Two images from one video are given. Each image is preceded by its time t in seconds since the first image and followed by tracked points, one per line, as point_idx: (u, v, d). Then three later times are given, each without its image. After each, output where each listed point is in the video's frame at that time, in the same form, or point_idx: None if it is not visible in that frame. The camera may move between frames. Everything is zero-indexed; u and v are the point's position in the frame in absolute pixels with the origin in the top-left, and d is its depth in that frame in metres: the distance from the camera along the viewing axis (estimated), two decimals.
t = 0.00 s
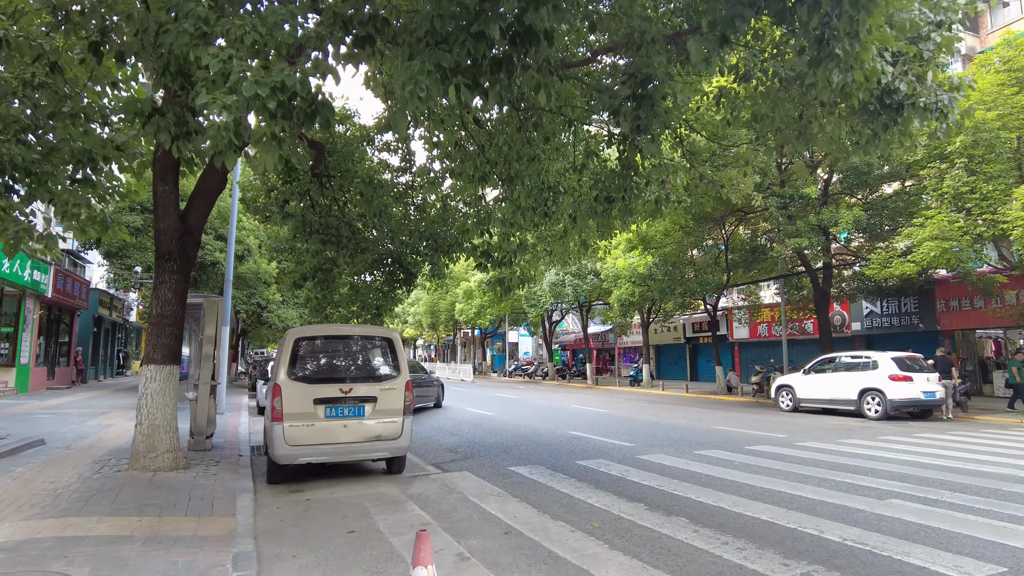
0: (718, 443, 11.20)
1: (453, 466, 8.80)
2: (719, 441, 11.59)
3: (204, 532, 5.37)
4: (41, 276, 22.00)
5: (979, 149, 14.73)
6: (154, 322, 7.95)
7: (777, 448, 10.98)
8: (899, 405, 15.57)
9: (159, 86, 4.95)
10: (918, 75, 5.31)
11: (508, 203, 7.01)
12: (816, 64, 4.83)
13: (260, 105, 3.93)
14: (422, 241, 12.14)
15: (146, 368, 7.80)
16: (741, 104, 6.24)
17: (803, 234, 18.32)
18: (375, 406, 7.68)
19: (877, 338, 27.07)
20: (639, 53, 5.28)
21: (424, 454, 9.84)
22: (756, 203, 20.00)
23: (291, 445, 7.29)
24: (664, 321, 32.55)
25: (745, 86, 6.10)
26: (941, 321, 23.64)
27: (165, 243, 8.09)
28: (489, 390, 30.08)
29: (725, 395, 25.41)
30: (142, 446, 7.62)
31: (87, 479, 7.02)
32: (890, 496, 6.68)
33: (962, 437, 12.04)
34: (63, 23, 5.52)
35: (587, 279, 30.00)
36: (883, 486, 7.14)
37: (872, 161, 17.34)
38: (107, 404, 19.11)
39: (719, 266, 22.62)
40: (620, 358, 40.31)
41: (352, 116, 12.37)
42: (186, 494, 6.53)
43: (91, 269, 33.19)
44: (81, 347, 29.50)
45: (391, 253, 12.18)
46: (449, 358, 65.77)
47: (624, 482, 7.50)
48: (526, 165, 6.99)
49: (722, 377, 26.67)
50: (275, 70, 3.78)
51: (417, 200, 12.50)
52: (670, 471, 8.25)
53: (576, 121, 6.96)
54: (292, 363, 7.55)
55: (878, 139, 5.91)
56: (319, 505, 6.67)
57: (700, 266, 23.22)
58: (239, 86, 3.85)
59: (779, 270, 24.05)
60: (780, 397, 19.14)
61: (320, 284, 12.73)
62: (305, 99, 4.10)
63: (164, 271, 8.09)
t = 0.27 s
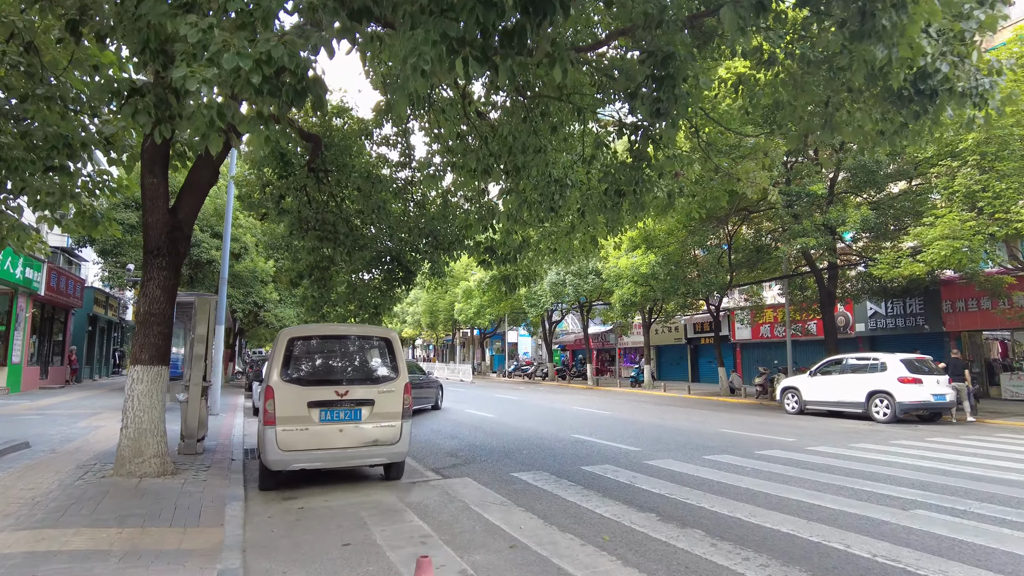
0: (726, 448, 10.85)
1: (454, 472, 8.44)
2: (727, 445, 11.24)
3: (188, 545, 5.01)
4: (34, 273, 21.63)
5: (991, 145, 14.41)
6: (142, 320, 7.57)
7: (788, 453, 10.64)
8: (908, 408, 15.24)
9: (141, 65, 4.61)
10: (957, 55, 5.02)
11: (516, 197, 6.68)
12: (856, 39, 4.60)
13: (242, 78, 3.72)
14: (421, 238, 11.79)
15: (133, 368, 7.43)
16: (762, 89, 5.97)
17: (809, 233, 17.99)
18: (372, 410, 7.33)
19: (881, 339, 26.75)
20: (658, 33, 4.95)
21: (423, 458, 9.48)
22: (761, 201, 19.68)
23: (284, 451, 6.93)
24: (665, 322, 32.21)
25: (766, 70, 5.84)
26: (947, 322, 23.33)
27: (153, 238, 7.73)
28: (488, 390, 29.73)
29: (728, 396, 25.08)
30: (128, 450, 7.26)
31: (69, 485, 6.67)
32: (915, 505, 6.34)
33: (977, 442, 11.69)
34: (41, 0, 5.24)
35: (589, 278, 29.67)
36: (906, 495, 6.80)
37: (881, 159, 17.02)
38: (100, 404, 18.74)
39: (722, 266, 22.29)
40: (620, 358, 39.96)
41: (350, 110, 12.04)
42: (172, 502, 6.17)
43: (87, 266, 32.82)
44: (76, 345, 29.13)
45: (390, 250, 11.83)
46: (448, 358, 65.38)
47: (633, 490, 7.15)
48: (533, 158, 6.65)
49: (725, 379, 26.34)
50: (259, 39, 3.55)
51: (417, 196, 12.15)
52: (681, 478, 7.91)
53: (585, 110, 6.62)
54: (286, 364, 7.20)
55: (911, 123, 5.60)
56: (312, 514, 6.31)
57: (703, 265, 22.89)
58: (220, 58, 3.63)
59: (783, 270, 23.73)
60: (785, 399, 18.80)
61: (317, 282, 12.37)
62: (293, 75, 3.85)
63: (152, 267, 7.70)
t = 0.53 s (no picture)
0: (737, 449, 10.51)
1: (457, 474, 8.10)
2: (738, 446, 10.91)
3: (176, 553, 4.68)
4: (29, 270, 21.31)
5: (1007, 140, 14.09)
6: (131, 314, 7.23)
7: (801, 454, 10.31)
8: (920, 409, 14.92)
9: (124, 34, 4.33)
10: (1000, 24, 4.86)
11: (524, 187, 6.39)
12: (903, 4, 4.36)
13: (227, 40, 3.53)
14: (423, 233, 11.45)
15: (122, 365, 7.09)
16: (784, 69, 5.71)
17: (817, 230, 17.68)
18: (372, 409, 7.00)
19: (887, 339, 26.43)
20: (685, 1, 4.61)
21: (425, 460, 9.15)
22: (768, 198, 19.37)
23: (279, 452, 6.59)
24: (667, 321, 31.90)
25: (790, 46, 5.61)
26: (954, 322, 23.02)
27: (144, 229, 7.40)
28: (489, 390, 29.41)
29: (732, 397, 24.76)
30: (115, 451, 6.92)
31: (52, 487, 6.34)
32: (946, 512, 5.99)
33: (993, 443, 11.37)
34: None
35: (591, 277, 29.38)
36: (933, 501, 6.47)
37: (891, 155, 16.71)
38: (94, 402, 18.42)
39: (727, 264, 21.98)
40: (622, 359, 39.64)
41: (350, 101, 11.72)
42: (160, 506, 5.85)
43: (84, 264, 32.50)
44: (72, 344, 28.81)
45: (391, 246, 11.51)
46: (448, 358, 65.04)
47: (646, 495, 6.83)
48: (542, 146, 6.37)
49: (729, 379, 26.03)
50: None
51: (418, 189, 11.84)
52: (694, 482, 7.58)
53: (598, 92, 6.32)
54: (281, 361, 6.87)
55: (942, 93, 5.35)
56: (309, 519, 5.99)
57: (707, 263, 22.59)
58: (202, 16, 3.41)
59: (789, 269, 23.43)
60: (792, 399, 18.48)
61: (315, 278, 12.05)
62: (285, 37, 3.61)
63: (142, 259, 7.36)
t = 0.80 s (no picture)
0: (751, 455, 10.13)
1: (463, 483, 7.74)
2: (752, 451, 10.53)
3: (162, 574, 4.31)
4: (24, 269, 20.94)
5: None
6: (121, 315, 6.84)
7: (818, 460, 9.94)
8: (935, 412, 14.55)
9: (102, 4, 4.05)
10: None
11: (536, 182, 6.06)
12: None
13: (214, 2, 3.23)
14: (426, 230, 11.09)
15: (110, 368, 6.72)
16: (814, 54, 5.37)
17: (828, 229, 17.33)
18: (375, 415, 6.63)
19: (894, 340, 26.07)
20: None
21: (429, 467, 8.78)
22: (776, 196, 19.03)
23: (276, 461, 6.23)
24: (672, 322, 31.54)
25: (822, 29, 5.28)
26: (964, 323, 22.66)
27: (135, 225, 7.04)
28: (491, 391, 29.05)
29: (738, 399, 24.39)
30: (103, 459, 6.55)
31: (36, 497, 5.99)
32: (987, 527, 5.62)
33: (1015, 448, 10.99)
34: None
35: (594, 276, 29.01)
36: (970, 513, 6.10)
37: (904, 152, 16.36)
38: (89, 404, 18.04)
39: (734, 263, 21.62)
40: (625, 360, 39.27)
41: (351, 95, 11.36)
42: (150, 519, 5.49)
43: (82, 263, 32.19)
44: (69, 344, 28.49)
45: (393, 244, 11.14)
46: (449, 358, 64.65)
47: (664, 507, 6.46)
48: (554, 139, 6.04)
49: (735, 380, 25.66)
50: None
51: (422, 185, 11.48)
52: (712, 491, 7.22)
53: (615, 79, 5.97)
54: (279, 364, 6.51)
55: (993, 78, 5.12)
56: (308, 532, 5.63)
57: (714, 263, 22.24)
58: None
59: (796, 269, 23.07)
60: (802, 402, 18.12)
61: (315, 277, 11.68)
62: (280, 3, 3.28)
63: (133, 256, 6.98)
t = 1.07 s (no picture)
0: (771, 457, 9.81)
1: (476, 487, 7.41)
2: (770, 453, 10.22)
3: None
4: (22, 266, 20.64)
5: None
6: (119, 310, 6.53)
7: (840, 462, 9.62)
8: (952, 413, 14.22)
9: None
10: None
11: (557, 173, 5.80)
12: None
13: None
14: (433, 225, 10.77)
15: (108, 366, 6.41)
16: (855, 34, 5.05)
17: (840, 226, 17.02)
18: (385, 417, 6.32)
19: (904, 339, 25.74)
20: None
21: (438, 470, 8.46)
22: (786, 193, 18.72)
23: (282, 465, 5.91)
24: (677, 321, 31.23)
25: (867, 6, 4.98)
26: (976, 322, 22.34)
27: (134, 217, 6.71)
28: (495, 391, 28.74)
29: (746, 399, 24.08)
30: (100, 463, 6.24)
31: (29, 503, 5.67)
32: None
33: None
34: None
35: (599, 275, 28.72)
36: (1014, 520, 5.79)
37: (919, 147, 16.03)
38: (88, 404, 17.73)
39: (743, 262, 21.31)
40: (629, 359, 38.94)
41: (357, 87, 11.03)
42: (150, 526, 5.18)
43: (82, 262, 31.93)
44: (69, 343, 28.21)
45: (400, 239, 10.83)
46: (450, 358, 64.31)
47: (690, 514, 6.15)
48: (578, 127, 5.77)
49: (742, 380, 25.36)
50: None
51: (429, 179, 11.16)
52: (737, 496, 6.90)
53: (641, 61, 5.67)
54: (285, 363, 6.20)
55: None
56: (316, 541, 5.32)
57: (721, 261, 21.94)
58: None
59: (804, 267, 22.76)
60: (814, 402, 17.80)
61: (320, 274, 11.36)
62: None
63: (132, 249, 6.66)
